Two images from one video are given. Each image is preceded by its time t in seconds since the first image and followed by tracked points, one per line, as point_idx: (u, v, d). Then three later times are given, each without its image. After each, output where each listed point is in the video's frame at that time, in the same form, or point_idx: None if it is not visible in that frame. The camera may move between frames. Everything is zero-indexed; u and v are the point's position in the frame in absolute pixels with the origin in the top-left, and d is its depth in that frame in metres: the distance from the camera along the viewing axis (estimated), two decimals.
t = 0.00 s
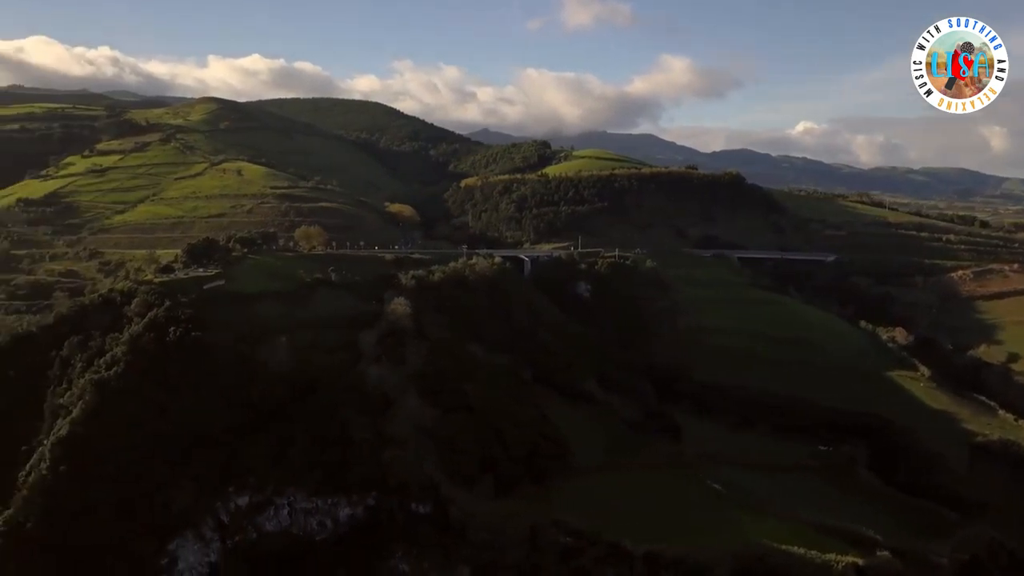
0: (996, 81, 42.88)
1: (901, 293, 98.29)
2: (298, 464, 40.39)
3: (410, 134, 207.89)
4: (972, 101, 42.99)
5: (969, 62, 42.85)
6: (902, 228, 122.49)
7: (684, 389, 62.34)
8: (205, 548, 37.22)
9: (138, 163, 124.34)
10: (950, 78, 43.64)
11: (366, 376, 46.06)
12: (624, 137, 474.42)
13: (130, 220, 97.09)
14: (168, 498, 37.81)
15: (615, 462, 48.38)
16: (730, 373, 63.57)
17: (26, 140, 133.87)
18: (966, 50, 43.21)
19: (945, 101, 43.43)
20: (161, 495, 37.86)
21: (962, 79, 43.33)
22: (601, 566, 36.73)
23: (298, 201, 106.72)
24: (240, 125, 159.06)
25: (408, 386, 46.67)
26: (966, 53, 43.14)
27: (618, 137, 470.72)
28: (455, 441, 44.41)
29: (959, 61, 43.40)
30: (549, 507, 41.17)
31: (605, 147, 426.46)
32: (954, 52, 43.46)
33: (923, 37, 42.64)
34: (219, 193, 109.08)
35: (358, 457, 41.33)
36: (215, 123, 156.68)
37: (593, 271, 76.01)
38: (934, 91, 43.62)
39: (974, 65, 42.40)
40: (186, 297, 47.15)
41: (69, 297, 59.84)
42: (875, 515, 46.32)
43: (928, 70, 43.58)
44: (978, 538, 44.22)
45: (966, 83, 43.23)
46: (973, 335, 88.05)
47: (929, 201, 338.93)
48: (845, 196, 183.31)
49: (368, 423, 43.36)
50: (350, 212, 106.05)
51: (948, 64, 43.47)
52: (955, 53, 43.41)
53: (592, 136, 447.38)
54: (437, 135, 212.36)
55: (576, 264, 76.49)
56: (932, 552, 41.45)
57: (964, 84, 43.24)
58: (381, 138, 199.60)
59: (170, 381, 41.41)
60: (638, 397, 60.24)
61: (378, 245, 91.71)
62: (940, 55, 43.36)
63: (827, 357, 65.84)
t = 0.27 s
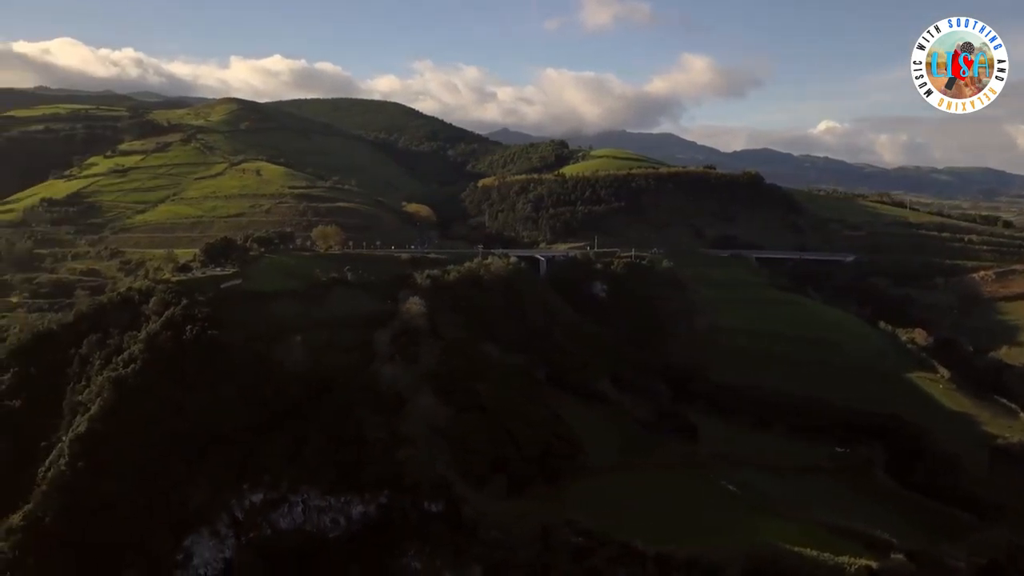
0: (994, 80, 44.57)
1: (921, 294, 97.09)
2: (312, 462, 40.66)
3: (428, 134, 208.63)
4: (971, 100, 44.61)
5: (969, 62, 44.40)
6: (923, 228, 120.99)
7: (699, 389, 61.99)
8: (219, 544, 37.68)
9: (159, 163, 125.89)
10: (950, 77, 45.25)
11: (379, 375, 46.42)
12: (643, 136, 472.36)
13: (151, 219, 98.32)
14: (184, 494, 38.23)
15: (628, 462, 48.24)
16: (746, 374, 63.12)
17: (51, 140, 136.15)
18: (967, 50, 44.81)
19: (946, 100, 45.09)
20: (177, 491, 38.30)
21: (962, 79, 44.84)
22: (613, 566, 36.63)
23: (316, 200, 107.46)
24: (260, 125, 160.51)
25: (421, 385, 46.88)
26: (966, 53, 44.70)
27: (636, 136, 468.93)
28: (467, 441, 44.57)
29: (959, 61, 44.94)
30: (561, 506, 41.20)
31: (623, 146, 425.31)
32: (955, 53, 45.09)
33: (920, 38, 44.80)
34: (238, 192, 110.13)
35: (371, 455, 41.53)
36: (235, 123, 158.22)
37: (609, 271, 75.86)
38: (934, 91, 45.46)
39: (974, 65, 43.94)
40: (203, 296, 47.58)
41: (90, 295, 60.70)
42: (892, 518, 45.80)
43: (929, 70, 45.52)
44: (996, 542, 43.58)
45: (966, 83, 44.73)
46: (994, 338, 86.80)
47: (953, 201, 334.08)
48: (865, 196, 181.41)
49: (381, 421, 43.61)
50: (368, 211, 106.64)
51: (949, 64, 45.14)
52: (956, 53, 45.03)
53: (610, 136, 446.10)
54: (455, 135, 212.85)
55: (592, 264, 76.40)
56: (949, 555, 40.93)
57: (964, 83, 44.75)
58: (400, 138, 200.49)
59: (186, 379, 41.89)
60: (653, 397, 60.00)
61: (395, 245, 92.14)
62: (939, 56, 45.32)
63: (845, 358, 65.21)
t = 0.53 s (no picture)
0: (994, 80, 44.80)
1: (939, 295, 96.05)
2: (323, 460, 40.96)
3: (444, 134, 209.10)
4: (971, 100, 44.83)
5: (969, 62, 44.59)
6: (941, 228, 119.68)
7: (712, 390, 61.73)
8: (232, 541, 37.96)
9: (177, 163, 127.17)
10: (950, 77, 45.46)
11: (391, 374, 46.71)
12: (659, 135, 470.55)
13: (168, 219, 99.36)
14: (197, 491, 38.58)
15: (639, 462, 48.15)
16: (760, 374, 62.75)
17: (72, 141, 138.07)
18: (967, 50, 44.91)
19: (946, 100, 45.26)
20: (191, 488, 38.63)
21: (962, 79, 45.09)
22: (622, 567, 36.56)
23: (331, 200, 108.10)
24: (277, 125, 161.65)
25: (432, 385, 47.08)
26: (966, 53, 44.85)
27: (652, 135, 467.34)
28: (478, 440, 44.66)
29: (959, 61, 45.15)
30: (571, 506, 41.18)
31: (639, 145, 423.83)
32: (955, 53, 45.23)
33: (922, 37, 44.71)
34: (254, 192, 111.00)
35: (381, 454, 41.85)
36: (252, 124, 159.50)
37: (623, 271, 75.71)
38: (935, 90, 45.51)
39: (974, 66, 44.16)
40: (217, 295, 48.02)
41: (108, 294, 61.48)
42: (906, 521, 45.39)
43: (929, 70, 45.58)
44: (1012, 546, 43.04)
45: (966, 83, 44.98)
46: (1013, 339, 85.71)
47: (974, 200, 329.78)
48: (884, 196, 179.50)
49: (392, 420, 43.96)
50: (382, 211, 107.09)
51: (949, 64, 45.30)
52: (956, 53, 45.18)
53: (626, 134, 444.93)
54: (470, 135, 213.11)
55: (605, 263, 76.27)
56: (963, 559, 40.49)
57: (964, 83, 45.00)
58: (416, 138, 201.11)
59: (200, 377, 42.33)
60: (665, 397, 59.80)
61: (409, 245, 92.53)
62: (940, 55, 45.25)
63: (861, 358, 64.60)
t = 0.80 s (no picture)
0: (996, 80, 43.89)
1: (958, 295, 94.80)
2: (335, 459, 41.22)
3: (460, 134, 209.31)
4: (971, 101, 44.23)
5: (969, 62, 43.84)
6: (961, 228, 118.13)
7: (726, 391, 61.38)
8: (245, 538, 38.19)
9: (195, 163, 128.41)
10: (951, 77, 44.82)
11: (403, 373, 46.90)
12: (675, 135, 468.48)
13: (185, 218, 100.29)
14: (211, 487, 38.93)
15: (651, 463, 47.98)
16: (775, 375, 62.27)
17: (92, 142, 139.78)
18: (968, 49, 44.05)
19: (945, 100, 44.71)
20: (204, 485, 38.96)
21: (962, 79, 44.46)
22: (632, 567, 36.39)
23: (346, 200, 108.63)
24: (293, 126, 162.70)
25: (444, 384, 47.24)
26: (966, 53, 44.10)
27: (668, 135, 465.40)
28: (489, 440, 44.71)
29: (959, 61, 44.43)
30: (581, 506, 41.13)
31: (655, 144, 422.17)
32: (955, 53, 44.52)
33: (921, 37, 43.89)
34: (270, 192, 111.65)
35: (393, 453, 42.16)
36: (269, 124, 160.60)
37: (637, 271, 75.44)
38: (934, 91, 44.93)
39: (974, 66, 43.40)
40: (231, 294, 48.44)
41: (126, 292, 62.16)
42: (920, 523, 44.89)
43: (929, 70, 44.76)
44: None
45: (966, 83, 44.37)
46: None
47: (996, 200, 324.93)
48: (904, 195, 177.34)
49: (403, 419, 44.21)
50: (397, 211, 107.40)
51: (949, 64, 44.57)
52: (956, 53, 44.46)
53: (642, 134, 443.40)
54: (486, 135, 213.14)
55: (619, 263, 76.02)
56: (978, 563, 39.95)
57: (964, 83, 44.40)
58: (432, 138, 201.48)
59: (213, 375, 42.72)
60: (679, 397, 59.52)
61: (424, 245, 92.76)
62: (940, 56, 44.46)
63: (877, 359, 63.93)
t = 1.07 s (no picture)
0: (997, 79, 43.41)
1: (980, 296, 93.37)
2: (349, 457, 41.49)
3: (478, 134, 209.57)
4: (971, 101, 43.76)
5: (969, 62, 43.42)
6: (984, 229, 116.35)
7: (742, 392, 60.98)
8: (259, 535, 38.49)
9: (215, 163, 129.82)
10: (951, 78, 44.40)
11: (417, 372, 47.05)
12: (694, 134, 465.86)
13: (205, 218, 101.40)
14: (226, 484, 39.32)
15: (665, 463, 47.78)
16: (792, 376, 61.72)
17: (115, 143, 141.83)
18: (968, 49, 43.61)
19: (946, 101, 44.26)
20: (219, 481, 39.37)
21: (962, 80, 44.03)
22: (643, 567, 36.23)
23: (363, 200, 109.26)
24: (312, 126, 163.96)
25: (458, 384, 47.37)
26: (966, 53, 43.68)
27: (687, 134, 462.86)
28: (502, 439, 44.83)
29: (959, 61, 44.03)
30: (592, 506, 41.06)
31: (674, 143, 420.17)
32: (955, 52, 44.11)
33: (921, 36, 43.51)
34: (288, 192, 112.53)
35: (406, 452, 42.39)
36: (288, 124, 161.86)
37: (653, 270, 75.01)
38: (934, 91, 44.47)
39: (974, 66, 43.02)
40: (247, 292, 48.88)
41: (146, 291, 62.96)
42: (937, 527, 44.31)
43: (928, 70, 44.43)
44: None
45: (966, 84, 43.90)
46: None
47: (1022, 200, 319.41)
48: (926, 195, 174.98)
49: (416, 418, 44.44)
50: (413, 211, 107.76)
51: (949, 64, 44.18)
52: (956, 52, 44.06)
53: (660, 134, 441.45)
54: (504, 135, 213.16)
55: (635, 263, 75.64)
56: (996, 568, 39.34)
57: (964, 84, 43.94)
58: (450, 138, 201.89)
59: (229, 373, 43.15)
60: (695, 398, 59.22)
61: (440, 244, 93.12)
62: (940, 56, 44.12)
63: (896, 360, 63.14)
